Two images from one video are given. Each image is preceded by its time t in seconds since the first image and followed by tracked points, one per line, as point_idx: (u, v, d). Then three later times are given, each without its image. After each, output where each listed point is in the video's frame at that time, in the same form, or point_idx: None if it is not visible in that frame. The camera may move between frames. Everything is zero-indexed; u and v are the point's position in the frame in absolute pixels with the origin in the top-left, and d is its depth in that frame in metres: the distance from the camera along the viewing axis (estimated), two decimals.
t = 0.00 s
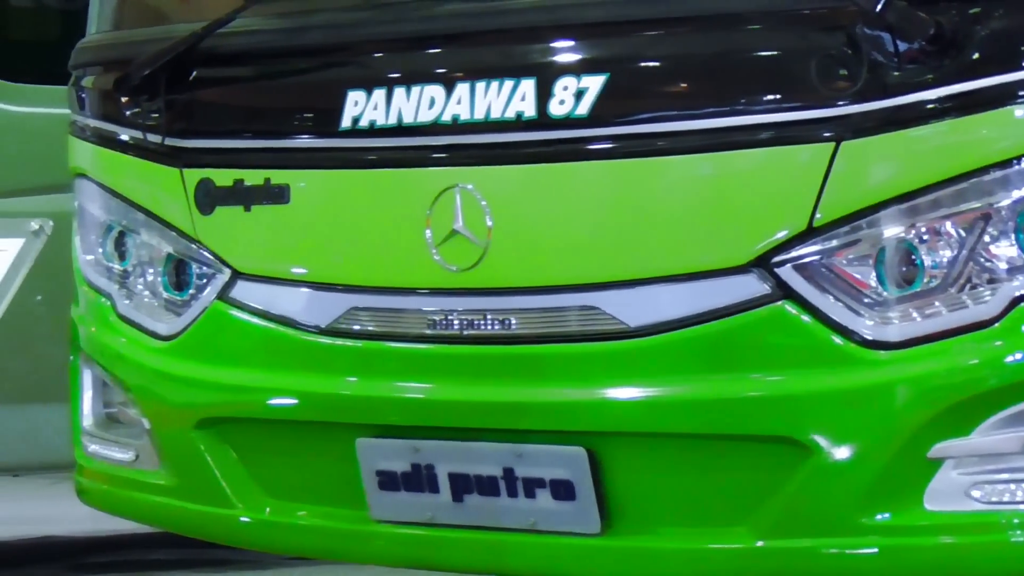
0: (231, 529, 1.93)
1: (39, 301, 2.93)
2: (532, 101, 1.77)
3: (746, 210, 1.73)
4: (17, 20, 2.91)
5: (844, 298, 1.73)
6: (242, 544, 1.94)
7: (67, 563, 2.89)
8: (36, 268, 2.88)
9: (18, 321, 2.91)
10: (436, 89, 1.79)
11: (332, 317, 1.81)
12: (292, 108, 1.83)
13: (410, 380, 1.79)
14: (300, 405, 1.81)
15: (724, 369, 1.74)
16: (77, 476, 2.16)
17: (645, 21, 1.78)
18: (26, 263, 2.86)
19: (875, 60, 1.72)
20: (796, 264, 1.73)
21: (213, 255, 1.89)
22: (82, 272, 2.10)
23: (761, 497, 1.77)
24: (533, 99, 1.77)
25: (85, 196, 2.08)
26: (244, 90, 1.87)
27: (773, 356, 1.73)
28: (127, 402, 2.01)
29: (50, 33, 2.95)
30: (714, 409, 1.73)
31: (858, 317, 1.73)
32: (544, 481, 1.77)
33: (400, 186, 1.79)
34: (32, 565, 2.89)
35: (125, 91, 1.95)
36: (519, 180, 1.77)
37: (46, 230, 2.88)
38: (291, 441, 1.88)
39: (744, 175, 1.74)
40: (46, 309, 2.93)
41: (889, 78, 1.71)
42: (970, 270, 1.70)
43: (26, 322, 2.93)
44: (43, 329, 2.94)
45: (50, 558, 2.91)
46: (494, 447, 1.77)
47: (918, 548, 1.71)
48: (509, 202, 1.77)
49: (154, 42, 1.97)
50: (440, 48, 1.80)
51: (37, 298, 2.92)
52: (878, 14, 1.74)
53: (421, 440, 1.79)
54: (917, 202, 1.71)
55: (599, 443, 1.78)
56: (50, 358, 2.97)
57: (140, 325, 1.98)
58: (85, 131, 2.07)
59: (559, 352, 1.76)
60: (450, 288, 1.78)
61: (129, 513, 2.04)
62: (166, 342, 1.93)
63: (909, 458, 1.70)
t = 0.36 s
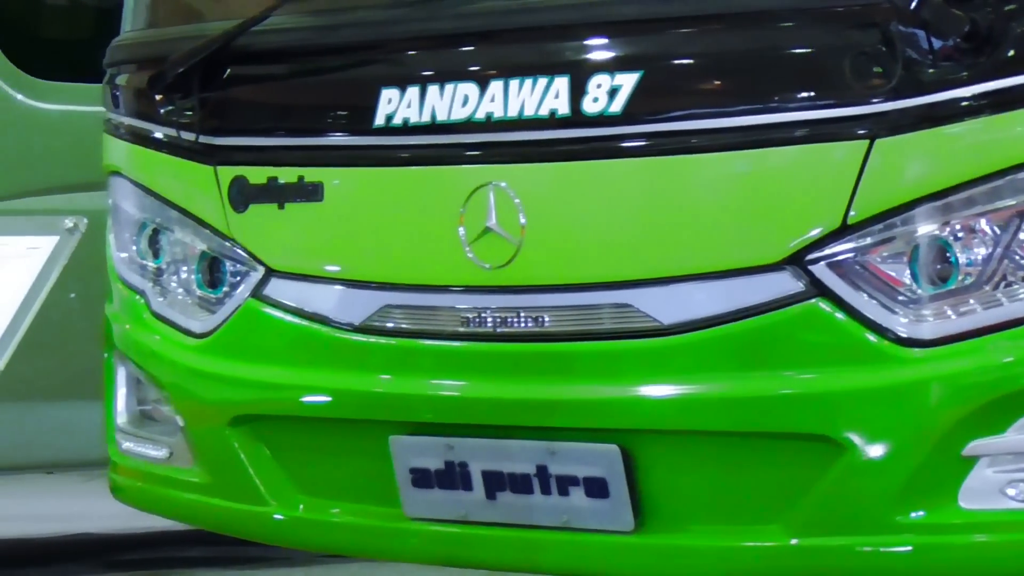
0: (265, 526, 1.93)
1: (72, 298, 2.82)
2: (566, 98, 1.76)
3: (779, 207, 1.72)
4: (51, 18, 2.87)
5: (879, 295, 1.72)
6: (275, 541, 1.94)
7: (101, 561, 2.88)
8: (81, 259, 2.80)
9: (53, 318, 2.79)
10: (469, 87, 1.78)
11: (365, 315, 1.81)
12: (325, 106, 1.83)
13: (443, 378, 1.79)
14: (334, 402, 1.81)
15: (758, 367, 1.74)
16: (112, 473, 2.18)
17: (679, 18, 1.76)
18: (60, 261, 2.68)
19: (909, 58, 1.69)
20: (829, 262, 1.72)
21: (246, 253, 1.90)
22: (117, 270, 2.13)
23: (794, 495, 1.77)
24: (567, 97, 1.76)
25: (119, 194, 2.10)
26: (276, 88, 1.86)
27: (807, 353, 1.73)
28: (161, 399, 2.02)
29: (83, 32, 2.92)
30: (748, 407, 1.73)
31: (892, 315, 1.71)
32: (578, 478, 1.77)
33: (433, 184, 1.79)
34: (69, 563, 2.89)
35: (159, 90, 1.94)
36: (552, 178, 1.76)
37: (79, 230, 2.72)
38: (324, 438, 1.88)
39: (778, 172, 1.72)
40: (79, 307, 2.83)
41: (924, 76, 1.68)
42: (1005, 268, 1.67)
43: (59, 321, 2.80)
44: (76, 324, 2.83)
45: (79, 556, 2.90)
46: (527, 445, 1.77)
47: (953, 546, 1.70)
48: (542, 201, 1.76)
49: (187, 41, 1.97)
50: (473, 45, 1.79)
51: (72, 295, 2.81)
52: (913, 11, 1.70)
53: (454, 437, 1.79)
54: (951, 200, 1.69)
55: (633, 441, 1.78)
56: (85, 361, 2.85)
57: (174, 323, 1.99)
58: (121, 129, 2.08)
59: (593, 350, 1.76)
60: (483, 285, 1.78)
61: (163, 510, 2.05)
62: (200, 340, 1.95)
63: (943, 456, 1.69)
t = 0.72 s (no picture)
0: (297, 526, 1.93)
1: (107, 297, 3.10)
2: (598, 97, 1.76)
3: (813, 206, 1.72)
4: (88, 20, 3.10)
5: (911, 295, 1.71)
6: (308, 541, 1.94)
7: (133, 559, 2.79)
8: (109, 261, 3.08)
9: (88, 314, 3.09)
10: (501, 86, 1.78)
11: (398, 314, 1.82)
12: (357, 105, 1.83)
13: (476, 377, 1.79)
14: (366, 401, 1.82)
15: (791, 366, 1.74)
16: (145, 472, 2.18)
17: (712, 17, 1.75)
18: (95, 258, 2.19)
19: (942, 56, 1.68)
20: (862, 261, 1.71)
21: (279, 252, 1.90)
22: (150, 270, 2.13)
23: (827, 495, 1.76)
24: (598, 96, 1.77)
25: (151, 194, 2.10)
26: (309, 88, 1.87)
27: (841, 353, 1.72)
28: (193, 399, 2.02)
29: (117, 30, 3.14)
30: (780, 406, 1.72)
31: (925, 314, 1.71)
32: (610, 478, 1.76)
33: (466, 184, 1.79)
34: (97, 561, 2.79)
35: (192, 89, 1.96)
36: (584, 178, 1.76)
37: (114, 228, 2.21)
38: (357, 437, 1.88)
39: (810, 172, 1.72)
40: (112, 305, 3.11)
41: (956, 75, 1.68)
42: None
43: (95, 319, 3.11)
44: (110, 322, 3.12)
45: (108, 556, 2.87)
46: (560, 444, 1.77)
47: (988, 546, 1.69)
48: (574, 200, 1.76)
49: (220, 40, 1.97)
50: (505, 45, 1.79)
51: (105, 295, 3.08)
52: (945, 9, 1.69)
53: (487, 436, 1.79)
54: (984, 199, 1.68)
55: (665, 441, 1.78)
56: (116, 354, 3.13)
57: (207, 322, 2.00)
58: (152, 128, 2.09)
59: (625, 349, 1.77)
60: (516, 285, 1.78)
61: (196, 509, 2.05)
62: (232, 339, 1.95)
63: (977, 455, 1.68)
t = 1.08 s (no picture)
0: (330, 524, 1.93)
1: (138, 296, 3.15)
2: (631, 95, 1.76)
3: (846, 205, 1.71)
4: (120, 20, 3.16)
5: (945, 293, 1.70)
6: (342, 540, 1.94)
7: (164, 557, 2.78)
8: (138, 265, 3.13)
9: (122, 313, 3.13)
10: (535, 85, 1.78)
11: (431, 313, 1.82)
12: (390, 104, 1.84)
13: (509, 375, 1.80)
14: (399, 400, 1.82)
15: (824, 364, 1.73)
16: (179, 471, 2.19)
17: (745, 15, 1.73)
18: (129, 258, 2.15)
19: (976, 55, 1.66)
20: (895, 259, 1.70)
21: (313, 251, 1.90)
22: (184, 268, 2.14)
23: (860, 494, 1.75)
24: (632, 95, 1.76)
25: (185, 192, 2.12)
26: (343, 86, 1.87)
27: (875, 352, 1.71)
28: (226, 397, 2.03)
29: (153, 30, 3.21)
30: (813, 405, 1.72)
31: (959, 313, 1.69)
32: (644, 476, 1.76)
33: (500, 182, 1.79)
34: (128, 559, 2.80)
35: (226, 88, 1.96)
36: (617, 176, 1.76)
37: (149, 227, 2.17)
38: (390, 435, 1.88)
39: (844, 170, 1.71)
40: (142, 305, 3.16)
41: (991, 73, 1.66)
42: None
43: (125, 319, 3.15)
44: (137, 324, 3.14)
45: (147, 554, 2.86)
46: (594, 443, 1.77)
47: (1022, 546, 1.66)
48: (607, 198, 1.76)
49: (253, 39, 1.97)
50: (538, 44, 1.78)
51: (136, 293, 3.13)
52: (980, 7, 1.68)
53: (520, 435, 1.79)
54: (1018, 197, 1.67)
55: (700, 439, 1.78)
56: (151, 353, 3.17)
57: (241, 321, 2.00)
58: (187, 128, 2.10)
59: (658, 348, 1.76)
60: (549, 284, 1.77)
61: (230, 507, 2.06)
62: (265, 338, 1.96)
63: (1011, 454, 1.66)
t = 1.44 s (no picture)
0: (363, 521, 1.93)
1: (173, 294, 3.09)
2: (665, 93, 1.75)
3: (881, 203, 1.70)
4: (154, 18, 3.13)
5: (980, 291, 1.69)
6: (375, 538, 1.94)
7: (201, 555, 2.85)
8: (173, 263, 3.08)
9: (157, 315, 3.07)
10: (569, 83, 1.78)
11: (465, 311, 1.82)
12: (424, 102, 1.84)
13: (542, 373, 1.80)
14: (434, 398, 1.83)
15: (858, 363, 1.72)
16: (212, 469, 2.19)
17: (780, 13, 1.72)
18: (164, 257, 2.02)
19: (1012, 52, 1.66)
20: (931, 258, 1.69)
21: (347, 249, 1.91)
22: (218, 267, 2.14)
23: (894, 492, 1.74)
24: (666, 93, 1.75)
25: (219, 190, 2.12)
26: (377, 85, 1.87)
27: (909, 350, 1.71)
28: (261, 395, 2.03)
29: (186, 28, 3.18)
30: (848, 403, 1.71)
31: (995, 311, 1.69)
32: (678, 474, 1.76)
33: (534, 180, 1.79)
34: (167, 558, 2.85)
35: (260, 86, 1.96)
36: (650, 174, 1.76)
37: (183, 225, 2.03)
38: (423, 433, 1.88)
39: (879, 168, 1.70)
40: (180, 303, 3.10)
41: None
42: None
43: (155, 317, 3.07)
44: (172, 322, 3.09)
45: (178, 553, 2.87)
46: (628, 441, 1.77)
47: None
48: (641, 196, 1.76)
49: (288, 37, 1.97)
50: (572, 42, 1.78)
51: (172, 291, 3.09)
52: (1015, 5, 1.67)
53: (555, 433, 1.79)
54: None
55: (734, 438, 1.77)
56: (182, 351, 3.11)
57: (275, 319, 2.01)
58: (220, 125, 2.10)
59: (692, 346, 1.76)
60: (582, 281, 1.78)
61: (263, 504, 2.06)
62: (299, 336, 1.96)
63: None
